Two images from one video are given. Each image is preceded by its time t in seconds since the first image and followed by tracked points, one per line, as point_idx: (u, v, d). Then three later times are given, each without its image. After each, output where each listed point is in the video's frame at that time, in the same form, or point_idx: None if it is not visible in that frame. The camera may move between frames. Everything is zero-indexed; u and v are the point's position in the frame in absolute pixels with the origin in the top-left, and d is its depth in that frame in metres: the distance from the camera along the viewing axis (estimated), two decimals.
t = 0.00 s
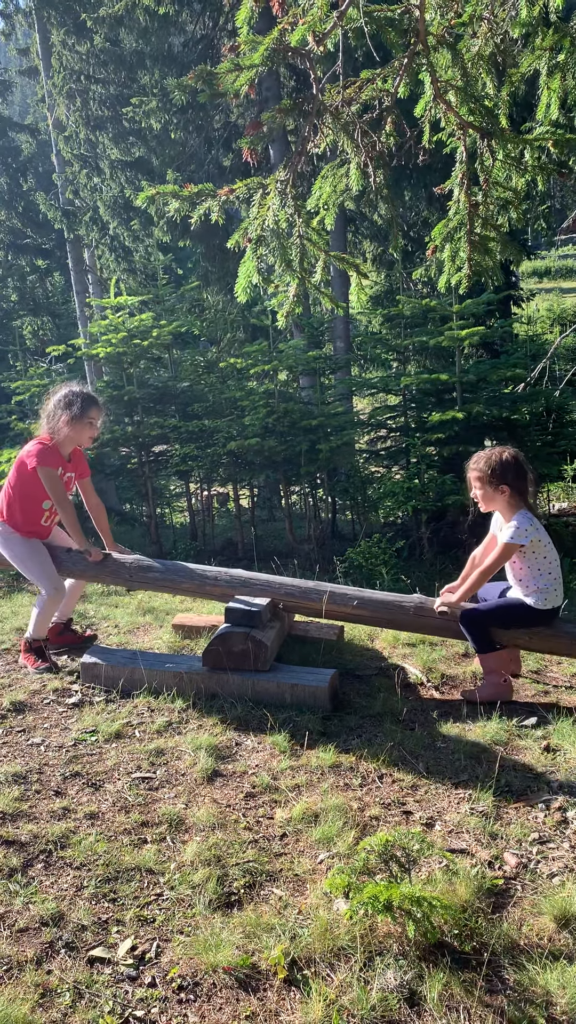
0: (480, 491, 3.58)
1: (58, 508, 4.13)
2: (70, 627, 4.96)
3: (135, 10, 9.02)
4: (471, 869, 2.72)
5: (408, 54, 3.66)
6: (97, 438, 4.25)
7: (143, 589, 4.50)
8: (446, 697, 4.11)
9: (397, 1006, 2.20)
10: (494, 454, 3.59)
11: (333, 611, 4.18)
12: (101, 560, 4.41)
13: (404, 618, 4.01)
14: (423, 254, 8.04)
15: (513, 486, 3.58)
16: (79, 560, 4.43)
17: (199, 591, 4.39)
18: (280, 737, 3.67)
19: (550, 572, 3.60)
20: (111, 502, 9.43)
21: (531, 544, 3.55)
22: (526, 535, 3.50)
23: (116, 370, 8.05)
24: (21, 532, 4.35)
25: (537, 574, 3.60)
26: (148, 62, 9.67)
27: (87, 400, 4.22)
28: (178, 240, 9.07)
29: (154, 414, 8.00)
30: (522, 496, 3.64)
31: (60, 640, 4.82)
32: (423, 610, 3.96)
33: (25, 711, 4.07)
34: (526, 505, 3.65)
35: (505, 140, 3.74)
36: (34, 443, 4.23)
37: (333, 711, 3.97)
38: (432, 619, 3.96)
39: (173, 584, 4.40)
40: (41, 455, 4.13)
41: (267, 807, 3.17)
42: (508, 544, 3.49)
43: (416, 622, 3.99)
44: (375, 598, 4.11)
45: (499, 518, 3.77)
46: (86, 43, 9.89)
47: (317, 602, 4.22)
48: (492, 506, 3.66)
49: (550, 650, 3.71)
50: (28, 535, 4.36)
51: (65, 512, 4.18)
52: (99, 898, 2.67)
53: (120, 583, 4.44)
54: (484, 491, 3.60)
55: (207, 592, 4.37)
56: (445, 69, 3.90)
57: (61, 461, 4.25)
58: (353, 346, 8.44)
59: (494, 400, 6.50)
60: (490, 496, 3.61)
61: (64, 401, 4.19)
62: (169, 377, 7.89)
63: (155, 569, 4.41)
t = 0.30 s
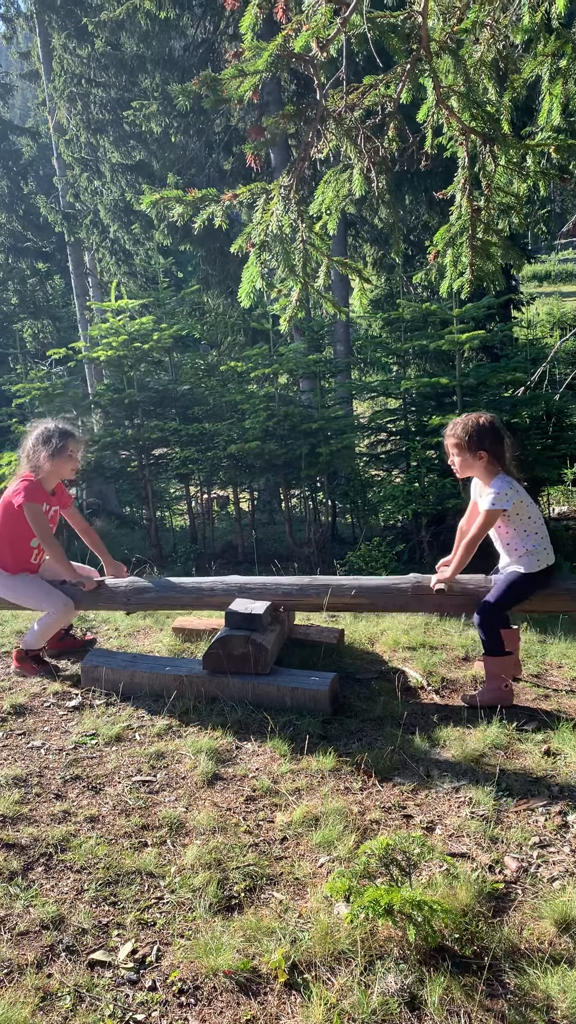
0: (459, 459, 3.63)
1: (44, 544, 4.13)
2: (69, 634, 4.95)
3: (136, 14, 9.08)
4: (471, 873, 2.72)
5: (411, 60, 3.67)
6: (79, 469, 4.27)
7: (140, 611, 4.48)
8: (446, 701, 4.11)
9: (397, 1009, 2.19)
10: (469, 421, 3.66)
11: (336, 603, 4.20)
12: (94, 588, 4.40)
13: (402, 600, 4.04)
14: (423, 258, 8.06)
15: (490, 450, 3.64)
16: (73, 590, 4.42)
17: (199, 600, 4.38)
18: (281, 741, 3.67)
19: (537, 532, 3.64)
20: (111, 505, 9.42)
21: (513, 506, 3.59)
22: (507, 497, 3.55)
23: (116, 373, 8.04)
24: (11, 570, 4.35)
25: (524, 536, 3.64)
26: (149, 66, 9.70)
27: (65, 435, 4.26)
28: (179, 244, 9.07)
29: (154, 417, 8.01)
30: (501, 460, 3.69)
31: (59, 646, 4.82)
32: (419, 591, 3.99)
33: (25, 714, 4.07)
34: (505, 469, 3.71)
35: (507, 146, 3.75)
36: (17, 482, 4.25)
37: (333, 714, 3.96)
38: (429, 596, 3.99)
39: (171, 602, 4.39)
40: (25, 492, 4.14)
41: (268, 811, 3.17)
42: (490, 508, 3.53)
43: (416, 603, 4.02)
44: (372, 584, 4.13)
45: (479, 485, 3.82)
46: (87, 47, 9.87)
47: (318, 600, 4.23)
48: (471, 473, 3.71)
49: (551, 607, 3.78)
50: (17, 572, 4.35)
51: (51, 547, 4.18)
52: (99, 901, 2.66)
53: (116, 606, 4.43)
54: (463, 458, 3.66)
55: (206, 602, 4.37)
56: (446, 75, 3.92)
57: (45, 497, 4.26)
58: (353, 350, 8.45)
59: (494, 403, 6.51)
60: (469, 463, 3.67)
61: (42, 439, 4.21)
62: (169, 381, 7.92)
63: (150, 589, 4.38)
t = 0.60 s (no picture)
0: (428, 429, 3.69)
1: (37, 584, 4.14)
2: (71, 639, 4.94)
3: (142, 22, 9.25)
4: (474, 881, 2.71)
5: (419, 71, 3.69)
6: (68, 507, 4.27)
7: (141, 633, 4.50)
8: (448, 708, 4.11)
9: (399, 1018, 2.19)
10: (437, 390, 3.70)
11: (341, 596, 4.26)
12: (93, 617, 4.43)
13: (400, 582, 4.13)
14: (427, 265, 8.08)
15: (457, 416, 3.69)
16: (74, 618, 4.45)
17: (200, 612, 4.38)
18: (283, 748, 3.67)
19: (511, 494, 3.65)
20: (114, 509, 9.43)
21: (483, 469, 3.61)
22: (474, 459, 3.58)
23: (120, 378, 8.06)
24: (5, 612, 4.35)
25: (496, 499, 3.64)
26: (154, 72, 9.73)
27: (50, 477, 4.28)
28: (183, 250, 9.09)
29: (157, 422, 8.02)
30: (469, 426, 3.73)
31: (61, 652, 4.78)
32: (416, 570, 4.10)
33: (28, 719, 4.07)
34: (474, 435, 3.74)
35: (513, 156, 3.77)
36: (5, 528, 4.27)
37: (335, 720, 3.96)
38: (424, 577, 4.10)
39: (176, 618, 4.42)
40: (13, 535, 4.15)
41: (270, 817, 3.17)
42: (459, 472, 3.56)
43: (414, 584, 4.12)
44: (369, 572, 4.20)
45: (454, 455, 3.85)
46: (92, 53, 10.07)
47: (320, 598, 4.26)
48: (443, 442, 3.77)
49: (547, 566, 4.01)
50: (14, 611, 4.36)
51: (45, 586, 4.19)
52: (101, 906, 2.66)
53: (121, 632, 4.47)
54: (433, 428, 3.72)
55: (209, 613, 4.38)
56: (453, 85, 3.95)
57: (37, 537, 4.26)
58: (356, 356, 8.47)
59: (497, 410, 6.52)
60: (439, 430, 3.71)
61: (28, 483, 4.23)
62: (173, 386, 7.93)
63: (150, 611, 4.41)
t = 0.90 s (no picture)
0: (432, 441, 3.65)
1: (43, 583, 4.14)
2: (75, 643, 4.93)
3: (147, 27, 9.20)
4: (478, 888, 2.71)
5: (425, 77, 3.70)
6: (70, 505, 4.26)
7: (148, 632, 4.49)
8: (451, 714, 4.10)
9: None
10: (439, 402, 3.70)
11: (344, 603, 4.23)
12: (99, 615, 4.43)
13: (403, 590, 4.08)
14: (431, 270, 8.09)
15: (462, 427, 3.66)
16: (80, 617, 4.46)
17: (203, 614, 4.38)
18: (286, 753, 3.66)
19: (519, 503, 3.65)
20: (117, 514, 9.44)
21: (490, 479, 3.61)
22: (482, 469, 3.58)
23: (124, 382, 8.07)
24: (13, 611, 4.37)
25: (504, 509, 3.65)
26: (160, 78, 9.76)
27: (50, 476, 4.25)
28: (188, 254, 9.11)
29: (161, 426, 8.03)
30: (475, 436, 3.71)
31: (64, 655, 4.79)
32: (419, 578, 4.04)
33: (31, 723, 4.07)
34: (480, 445, 3.72)
35: (519, 163, 3.78)
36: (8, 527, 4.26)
37: (339, 726, 3.96)
38: (426, 587, 4.04)
39: (179, 623, 4.40)
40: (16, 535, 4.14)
41: (273, 822, 3.16)
42: (468, 482, 3.54)
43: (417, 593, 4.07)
44: (372, 580, 4.15)
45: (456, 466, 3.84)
46: (98, 58, 10.03)
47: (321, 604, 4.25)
48: (446, 453, 3.74)
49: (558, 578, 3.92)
50: (20, 610, 4.37)
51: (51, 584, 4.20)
52: (104, 912, 2.66)
53: (125, 631, 4.47)
54: (437, 439, 3.69)
55: (213, 617, 4.38)
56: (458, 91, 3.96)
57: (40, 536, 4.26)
58: (360, 361, 8.48)
59: (501, 416, 6.52)
60: (442, 443, 3.70)
61: (27, 483, 4.22)
62: (177, 391, 7.93)
63: (156, 611, 4.39)
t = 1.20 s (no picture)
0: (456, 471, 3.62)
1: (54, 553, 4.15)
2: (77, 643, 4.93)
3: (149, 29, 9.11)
4: (480, 891, 2.70)
5: (426, 78, 3.69)
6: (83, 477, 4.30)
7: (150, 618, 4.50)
8: (454, 716, 4.09)
9: None
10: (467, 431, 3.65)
11: (344, 615, 4.21)
12: (104, 596, 4.43)
13: (409, 614, 4.02)
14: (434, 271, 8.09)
15: (488, 460, 3.63)
16: (85, 597, 4.46)
17: (206, 611, 4.39)
18: (288, 754, 3.66)
19: (538, 542, 3.58)
20: (120, 515, 9.45)
21: (512, 513, 3.54)
22: (505, 504, 3.52)
23: (126, 384, 8.07)
24: (21, 583, 4.39)
25: (524, 545, 3.58)
26: (161, 79, 9.71)
27: (64, 447, 4.28)
28: (190, 256, 9.12)
29: (164, 428, 8.04)
30: (499, 471, 3.67)
31: (65, 656, 4.80)
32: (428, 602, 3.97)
33: (33, 725, 4.08)
34: (504, 479, 3.68)
35: (520, 163, 3.78)
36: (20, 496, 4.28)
37: (341, 727, 3.95)
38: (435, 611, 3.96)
39: (182, 614, 4.39)
40: (29, 505, 4.16)
41: (275, 824, 3.16)
42: (490, 513, 3.48)
43: (423, 617, 4.00)
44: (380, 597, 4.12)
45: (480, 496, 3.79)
46: (99, 60, 9.99)
47: (325, 610, 4.23)
48: (470, 484, 3.70)
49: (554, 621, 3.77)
50: (30, 581, 4.39)
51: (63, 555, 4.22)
52: (106, 913, 2.66)
53: (127, 616, 4.45)
54: (461, 469, 3.66)
55: (216, 613, 4.38)
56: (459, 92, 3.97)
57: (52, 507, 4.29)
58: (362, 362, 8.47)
59: (504, 417, 6.51)
60: (467, 473, 3.65)
61: (42, 454, 4.25)
62: (179, 392, 7.93)
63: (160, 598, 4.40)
